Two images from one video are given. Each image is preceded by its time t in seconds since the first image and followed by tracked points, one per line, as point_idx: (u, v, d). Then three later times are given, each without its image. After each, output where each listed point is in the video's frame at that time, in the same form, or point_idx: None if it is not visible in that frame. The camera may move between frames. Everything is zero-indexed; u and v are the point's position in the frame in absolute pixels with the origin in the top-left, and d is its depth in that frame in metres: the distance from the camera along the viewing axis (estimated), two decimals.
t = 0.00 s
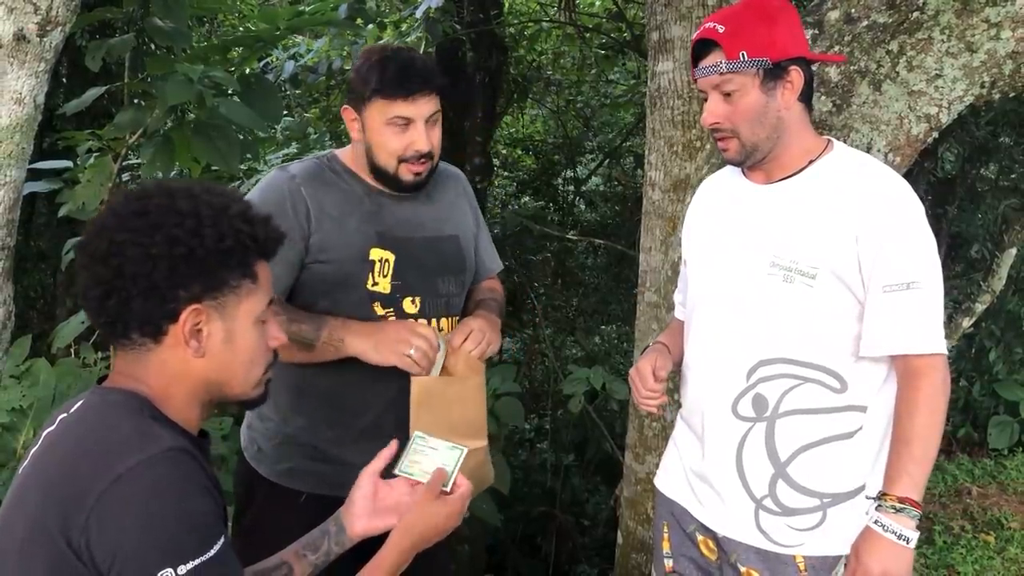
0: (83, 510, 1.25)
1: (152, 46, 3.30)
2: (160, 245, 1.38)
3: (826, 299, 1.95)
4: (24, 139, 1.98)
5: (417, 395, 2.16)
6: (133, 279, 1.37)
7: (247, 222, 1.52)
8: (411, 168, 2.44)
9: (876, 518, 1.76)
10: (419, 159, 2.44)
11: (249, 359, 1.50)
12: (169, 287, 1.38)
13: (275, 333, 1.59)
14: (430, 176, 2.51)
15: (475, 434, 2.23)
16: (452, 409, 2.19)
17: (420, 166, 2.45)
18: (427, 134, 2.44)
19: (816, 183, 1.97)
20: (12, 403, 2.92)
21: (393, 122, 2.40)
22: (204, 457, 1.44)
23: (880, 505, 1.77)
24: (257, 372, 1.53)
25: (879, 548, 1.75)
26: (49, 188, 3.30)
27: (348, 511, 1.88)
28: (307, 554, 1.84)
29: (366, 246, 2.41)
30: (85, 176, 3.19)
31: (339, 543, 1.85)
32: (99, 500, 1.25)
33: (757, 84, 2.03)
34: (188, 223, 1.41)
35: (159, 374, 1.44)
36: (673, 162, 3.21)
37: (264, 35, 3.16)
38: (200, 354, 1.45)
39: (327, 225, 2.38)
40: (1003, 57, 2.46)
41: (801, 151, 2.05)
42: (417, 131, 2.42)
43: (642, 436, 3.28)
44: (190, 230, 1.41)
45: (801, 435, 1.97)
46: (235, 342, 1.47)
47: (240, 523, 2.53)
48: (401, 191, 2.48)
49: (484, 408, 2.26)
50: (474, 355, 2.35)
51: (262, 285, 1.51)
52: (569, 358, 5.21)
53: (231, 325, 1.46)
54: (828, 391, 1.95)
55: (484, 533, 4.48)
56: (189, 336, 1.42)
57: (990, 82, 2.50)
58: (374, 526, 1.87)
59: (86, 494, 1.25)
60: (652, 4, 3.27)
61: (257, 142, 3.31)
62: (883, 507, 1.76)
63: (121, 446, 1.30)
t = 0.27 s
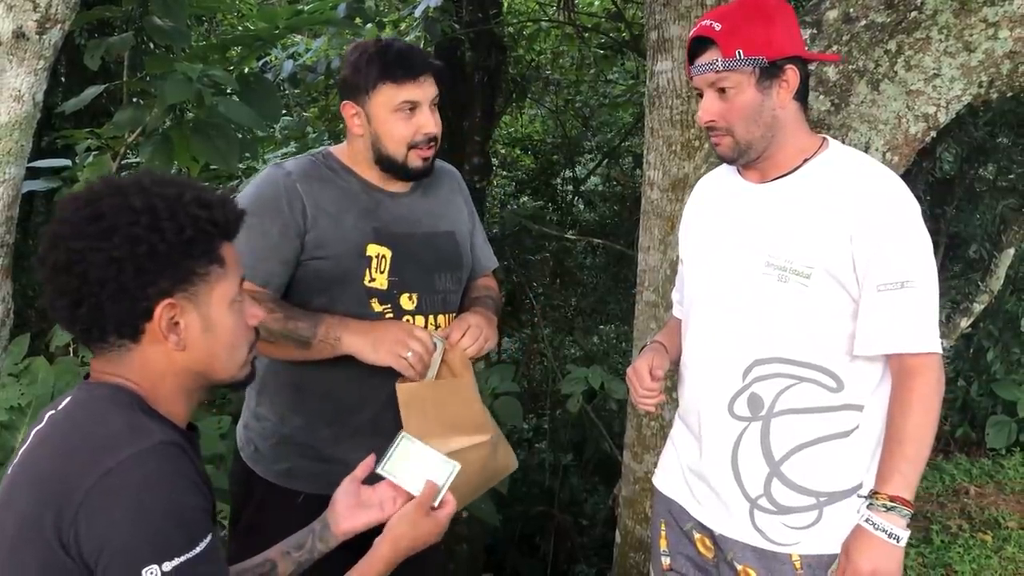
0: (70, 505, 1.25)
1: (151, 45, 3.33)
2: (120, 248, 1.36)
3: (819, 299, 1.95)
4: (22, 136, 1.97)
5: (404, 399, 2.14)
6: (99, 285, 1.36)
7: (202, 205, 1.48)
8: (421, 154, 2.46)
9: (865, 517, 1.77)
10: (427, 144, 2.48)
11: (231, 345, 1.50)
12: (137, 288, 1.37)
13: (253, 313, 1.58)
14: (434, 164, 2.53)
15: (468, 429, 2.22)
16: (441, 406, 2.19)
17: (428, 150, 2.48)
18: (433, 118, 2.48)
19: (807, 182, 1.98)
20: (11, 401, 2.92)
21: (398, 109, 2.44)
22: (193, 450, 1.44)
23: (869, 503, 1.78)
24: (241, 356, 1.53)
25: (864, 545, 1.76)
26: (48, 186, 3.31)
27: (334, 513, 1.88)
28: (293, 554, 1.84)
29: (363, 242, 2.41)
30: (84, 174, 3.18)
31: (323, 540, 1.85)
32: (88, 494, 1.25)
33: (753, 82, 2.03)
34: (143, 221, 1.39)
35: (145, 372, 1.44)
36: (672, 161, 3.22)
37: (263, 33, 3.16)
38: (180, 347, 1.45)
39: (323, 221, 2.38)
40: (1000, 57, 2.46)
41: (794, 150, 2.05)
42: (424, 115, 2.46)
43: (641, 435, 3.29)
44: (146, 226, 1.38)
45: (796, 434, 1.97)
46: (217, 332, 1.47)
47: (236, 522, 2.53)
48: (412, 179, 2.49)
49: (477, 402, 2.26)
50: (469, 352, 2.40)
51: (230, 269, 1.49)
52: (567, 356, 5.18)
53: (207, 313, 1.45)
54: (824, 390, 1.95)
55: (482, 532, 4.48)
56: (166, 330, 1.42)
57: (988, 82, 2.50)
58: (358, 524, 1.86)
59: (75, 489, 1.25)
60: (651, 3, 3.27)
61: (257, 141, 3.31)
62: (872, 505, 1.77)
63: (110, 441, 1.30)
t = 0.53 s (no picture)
0: (52, 494, 1.26)
1: (150, 44, 3.30)
2: (96, 244, 1.36)
3: (812, 309, 1.96)
4: (24, 136, 1.97)
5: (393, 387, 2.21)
6: (76, 282, 1.36)
7: (177, 200, 1.48)
8: (423, 150, 2.48)
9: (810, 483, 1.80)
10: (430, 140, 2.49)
11: (211, 340, 1.50)
12: (114, 285, 1.37)
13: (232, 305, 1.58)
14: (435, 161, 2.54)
15: (453, 427, 2.25)
16: (428, 399, 2.24)
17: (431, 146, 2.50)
18: (435, 114, 2.50)
19: (804, 186, 1.98)
20: (9, 400, 2.92)
21: (401, 104, 2.45)
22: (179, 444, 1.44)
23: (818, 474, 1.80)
24: (222, 351, 1.53)
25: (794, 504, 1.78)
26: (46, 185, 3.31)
27: (327, 512, 1.83)
28: (281, 556, 1.75)
29: (362, 239, 2.41)
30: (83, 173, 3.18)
31: (315, 546, 1.77)
32: (71, 482, 1.26)
33: (756, 94, 2.03)
34: (118, 217, 1.39)
35: (126, 370, 1.44)
36: (671, 161, 3.22)
37: (263, 33, 3.16)
38: (161, 343, 1.44)
39: (323, 217, 2.38)
40: (999, 58, 2.47)
41: (785, 157, 2.05)
42: (427, 112, 2.48)
43: (640, 435, 3.29)
44: (120, 222, 1.38)
45: (799, 439, 1.99)
46: (195, 326, 1.47)
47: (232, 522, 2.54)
48: (414, 175, 2.49)
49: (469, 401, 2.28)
50: (467, 350, 2.40)
51: (209, 264, 1.49)
52: (566, 357, 5.15)
53: (186, 307, 1.45)
54: (825, 398, 1.96)
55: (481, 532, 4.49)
56: (146, 327, 1.42)
57: (987, 83, 2.51)
58: (350, 532, 1.79)
59: (59, 477, 1.26)
60: (650, 4, 3.28)
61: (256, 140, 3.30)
62: (820, 479, 1.80)
63: (94, 429, 1.30)
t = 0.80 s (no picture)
0: (59, 481, 1.26)
1: (151, 43, 3.29)
2: (91, 248, 1.37)
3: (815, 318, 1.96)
4: (28, 136, 1.98)
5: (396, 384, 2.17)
6: (73, 286, 1.37)
7: (173, 201, 1.48)
8: (431, 149, 2.48)
9: (699, 413, 1.90)
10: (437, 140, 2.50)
11: (212, 341, 1.50)
12: (112, 286, 1.37)
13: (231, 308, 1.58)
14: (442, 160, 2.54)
15: (459, 423, 2.21)
16: (433, 395, 2.20)
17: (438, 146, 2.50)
18: (443, 114, 2.51)
19: (806, 192, 2.00)
20: (11, 399, 2.91)
21: (409, 105, 2.46)
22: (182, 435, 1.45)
23: (711, 411, 1.91)
24: (223, 351, 1.53)
25: (671, 418, 1.90)
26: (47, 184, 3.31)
27: (349, 498, 1.88)
28: (303, 543, 1.82)
29: (368, 235, 2.43)
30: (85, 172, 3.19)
31: (337, 533, 1.84)
32: (78, 466, 1.26)
33: (761, 104, 2.03)
34: (114, 219, 1.40)
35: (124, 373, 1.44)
36: (672, 162, 3.23)
37: (265, 32, 3.16)
38: (160, 345, 1.44)
39: (329, 214, 2.39)
40: (999, 60, 2.48)
41: (787, 168, 2.06)
42: (435, 112, 2.49)
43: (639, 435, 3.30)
44: (116, 225, 1.39)
45: (811, 444, 1.98)
46: (194, 329, 1.47)
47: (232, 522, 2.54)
48: (419, 175, 2.50)
49: (472, 395, 2.25)
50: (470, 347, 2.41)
51: (207, 266, 1.49)
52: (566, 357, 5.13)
53: (185, 309, 1.45)
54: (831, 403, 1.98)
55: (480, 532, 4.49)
56: (144, 329, 1.42)
57: (987, 85, 2.53)
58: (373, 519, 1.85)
59: (66, 462, 1.27)
60: (651, 5, 3.28)
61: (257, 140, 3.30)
62: (710, 416, 1.90)
63: (101, 414, 1.31)
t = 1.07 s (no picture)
0: (87, 474, 1.27)
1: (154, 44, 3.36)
2: (119, 240, 1.37)
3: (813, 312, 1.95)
4: (33, 135, 1.98)
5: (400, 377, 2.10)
6: (99, 276, 1.37)
7: (201, 200, 1.48)
8: (441, 150, 2.50)
9: (690, 393, 1.93)
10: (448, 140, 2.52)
11: (231, 340, 1.50)
12: (135, 280, 1.38)
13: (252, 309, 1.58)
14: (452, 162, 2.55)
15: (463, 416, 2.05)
16: (432, 389, 2.09)
17: (449, 147, 2.52)
18: (454, 115, 2.53)
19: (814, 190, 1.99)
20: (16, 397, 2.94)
21: (421, 105, 2.48)
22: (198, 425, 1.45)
23: (702, 392, 1.93)
24: (240, 350, 1.53)
25: (662, 396, 1.92)
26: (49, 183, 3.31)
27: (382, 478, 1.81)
28: (337, 524, 1.80)
29: (378, 234, 2.43)
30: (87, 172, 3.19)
31: (371, 512, 1.79)
32: (103, 456, 1.27)
33: (762, 101, 2.03)
34: (143, 213, 1.40)
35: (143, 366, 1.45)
36: (674, 162, 3.23)
37: (267, 32, 3.15)
38: (179, 340, 1.45)
39: (341, 212, 2.40)
40: (1002, 61, 2.49)
41: (789, 166, 2.07)
42: (445, 113, 2.51)
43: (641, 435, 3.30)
44: (145, 219, 1.39)
45: (807, 442, 1.99)
46: (213, 326, 1.47)
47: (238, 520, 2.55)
48: (429, 175, 2.50)
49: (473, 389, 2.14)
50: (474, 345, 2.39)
51: (231, 262, 1.49)
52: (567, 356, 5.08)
53: (208, 307, 1.46)
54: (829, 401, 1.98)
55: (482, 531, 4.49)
56: (165, 323, 1.42)
57: (990, 86, 2.54)
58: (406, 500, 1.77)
59: (91, 452, 1.28)
60: (653, 5, 3.29)
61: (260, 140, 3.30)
62: (699, 396, 1.93)
63: (122, 404, 1.32)
